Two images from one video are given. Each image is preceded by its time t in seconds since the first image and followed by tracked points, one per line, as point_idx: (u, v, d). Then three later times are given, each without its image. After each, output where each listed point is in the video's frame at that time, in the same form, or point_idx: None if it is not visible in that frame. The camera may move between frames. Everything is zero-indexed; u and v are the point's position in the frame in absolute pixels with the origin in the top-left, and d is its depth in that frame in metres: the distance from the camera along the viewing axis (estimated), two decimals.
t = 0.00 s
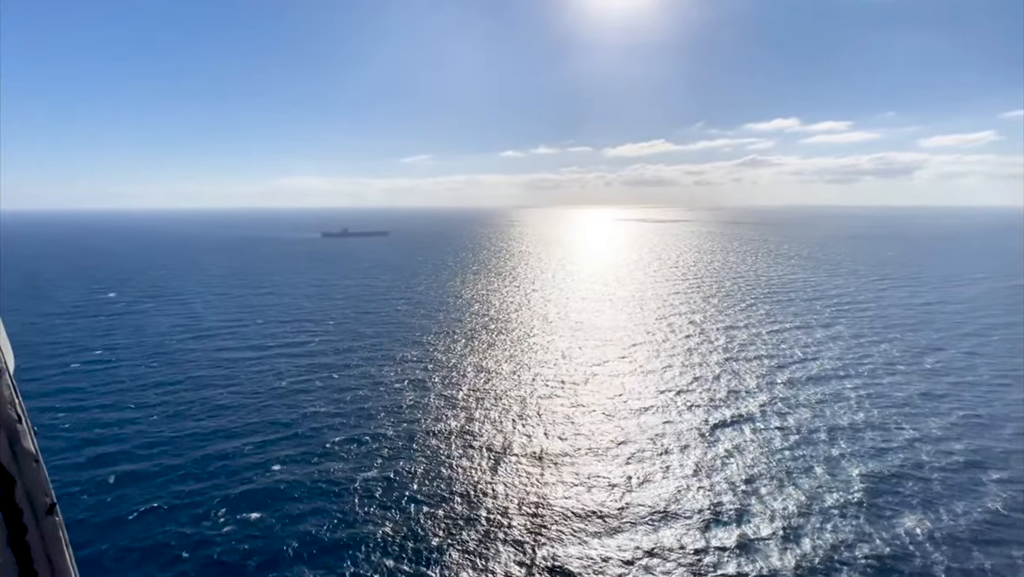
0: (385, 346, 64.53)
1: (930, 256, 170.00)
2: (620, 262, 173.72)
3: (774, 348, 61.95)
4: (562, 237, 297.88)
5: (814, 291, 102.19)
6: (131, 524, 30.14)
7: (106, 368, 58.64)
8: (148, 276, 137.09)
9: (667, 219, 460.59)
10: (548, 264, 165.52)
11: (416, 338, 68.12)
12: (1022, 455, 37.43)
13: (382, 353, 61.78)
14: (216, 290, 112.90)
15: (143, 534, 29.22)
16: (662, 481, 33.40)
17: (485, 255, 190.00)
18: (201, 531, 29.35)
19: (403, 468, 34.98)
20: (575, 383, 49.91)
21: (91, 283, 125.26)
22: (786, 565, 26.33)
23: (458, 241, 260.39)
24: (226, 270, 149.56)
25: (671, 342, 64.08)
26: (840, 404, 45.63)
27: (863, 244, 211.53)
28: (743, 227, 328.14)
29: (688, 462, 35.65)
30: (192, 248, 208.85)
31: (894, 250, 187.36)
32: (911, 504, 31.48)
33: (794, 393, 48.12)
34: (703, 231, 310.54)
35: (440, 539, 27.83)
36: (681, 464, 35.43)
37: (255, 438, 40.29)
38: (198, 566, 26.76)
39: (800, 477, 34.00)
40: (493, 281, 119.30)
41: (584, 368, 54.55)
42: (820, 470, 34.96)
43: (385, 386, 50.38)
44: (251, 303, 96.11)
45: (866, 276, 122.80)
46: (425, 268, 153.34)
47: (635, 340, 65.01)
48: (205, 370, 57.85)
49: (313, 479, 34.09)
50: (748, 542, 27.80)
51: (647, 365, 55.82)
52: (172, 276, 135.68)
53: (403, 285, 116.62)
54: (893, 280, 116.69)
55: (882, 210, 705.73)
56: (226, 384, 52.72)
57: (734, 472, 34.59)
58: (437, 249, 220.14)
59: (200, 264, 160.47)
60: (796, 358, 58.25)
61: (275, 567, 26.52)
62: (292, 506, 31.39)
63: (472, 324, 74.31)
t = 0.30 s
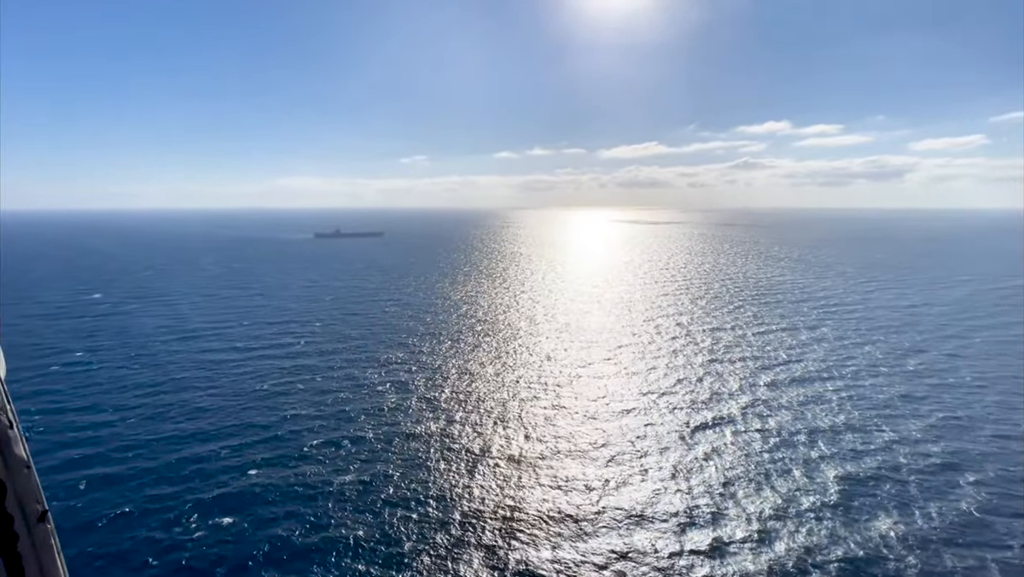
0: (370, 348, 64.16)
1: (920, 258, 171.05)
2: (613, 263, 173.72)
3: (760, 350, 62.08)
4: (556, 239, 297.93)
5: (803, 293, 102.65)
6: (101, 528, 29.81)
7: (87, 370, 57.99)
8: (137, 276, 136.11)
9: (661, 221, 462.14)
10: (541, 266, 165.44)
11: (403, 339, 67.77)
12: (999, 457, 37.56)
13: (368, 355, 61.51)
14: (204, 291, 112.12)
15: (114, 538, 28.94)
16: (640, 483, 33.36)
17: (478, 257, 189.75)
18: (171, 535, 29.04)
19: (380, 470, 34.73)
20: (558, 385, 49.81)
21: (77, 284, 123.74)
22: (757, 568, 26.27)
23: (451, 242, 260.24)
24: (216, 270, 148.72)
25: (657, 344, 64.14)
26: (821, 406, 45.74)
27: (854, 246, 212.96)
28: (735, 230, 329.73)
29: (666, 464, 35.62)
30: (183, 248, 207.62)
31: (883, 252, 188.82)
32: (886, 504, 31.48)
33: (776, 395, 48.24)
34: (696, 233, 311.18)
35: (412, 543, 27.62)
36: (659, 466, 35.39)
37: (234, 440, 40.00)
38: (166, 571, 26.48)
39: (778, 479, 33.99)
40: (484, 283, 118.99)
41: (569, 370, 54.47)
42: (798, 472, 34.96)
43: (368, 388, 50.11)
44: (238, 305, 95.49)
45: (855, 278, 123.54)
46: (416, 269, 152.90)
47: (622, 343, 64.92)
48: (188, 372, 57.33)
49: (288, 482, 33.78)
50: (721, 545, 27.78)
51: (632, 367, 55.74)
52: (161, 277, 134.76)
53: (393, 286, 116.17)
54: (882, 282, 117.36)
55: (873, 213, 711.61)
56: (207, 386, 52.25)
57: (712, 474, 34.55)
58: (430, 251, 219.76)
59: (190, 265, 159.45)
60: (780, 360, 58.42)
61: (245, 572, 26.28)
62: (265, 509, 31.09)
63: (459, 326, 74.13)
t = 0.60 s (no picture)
0: (354, 350, 63.79)
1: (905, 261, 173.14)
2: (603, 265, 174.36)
3: (744, 352, 62.30)
4: (548, 241, 298.88)
5: (788, 295, 103.46)
6: (69, 535, 29.33)
7: (65, 373, 57.24)
8: (122, 278, 135.09)
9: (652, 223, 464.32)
10: (531, 267, 165.51)
11: (388, 342, 67.43)
12: (974, 458, 37.82)
13: (351, 357, 61.15)
14: (189, 293, 111.35)
15: (81, 545, 28.48)
16: (617, 486, 33.25)
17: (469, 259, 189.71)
18: (140, 542, 28.63)
19: (356, 475, 34.42)
20: (540, 387, 49.74)
21: (60, 286, 122.31)
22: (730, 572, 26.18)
23: (442, 244, 260.60)
24: (203, 272, 147.81)
25: (642, 346, 64.25)
26: (801, 408, 45.93)
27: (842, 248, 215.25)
28: (725, 231, 332.29)
29: (644, 467, 35.55)
30: (171, 249, 206.48)
31: (868, 254, 191.22)
32: (860, 504, 31.50)
33: (757, 396, 48.38)
34: (687, 235, 312.96)
35: (384, 548, 27.35)
36: (638, 469, 35.32)
37: (211, 443, 39.57)
38: None
39: (755, 481, 33.94)
40: (473, 285, 118.86)
41: (552, 372, 54.31)
42: (775, 473, 34.96)
43: (350, 391, 49.76)
44: (223, 307, 94.80)
45: (840, 280, 124.74)
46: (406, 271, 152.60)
47: (607, 345, 64.90)
48: (168, 375, 56.72)
49: (262, 487, 33.35)
50: (694, 548, 27.71)
51: (616, 369, 55.73)
52: (146, 278, 133.69)
53: (382, 288, 115.81)
54: (867, 284, 118.43)
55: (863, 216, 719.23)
56: (187, 389, 51.70)
57: (689, 477, 34.47)
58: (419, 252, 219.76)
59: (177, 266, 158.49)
60: (763, 362, 58.68)
61: None
62: (237, 514, 30.68)
63: (445, 328, 73.97)
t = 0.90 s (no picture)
0: (338, 353, 63.33)
1: (890, 261, 175.17)
2: (592, 267, 174.88)
3: (727, 352, 62.55)
4: (539, 242, 300.09)
5: (774, 295, 104.23)
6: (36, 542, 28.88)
7: (43, 377, 56.55)
8: (108, 280, 133.94)
9: (644, 224, 466.76)
10: (521, 269, 165.68)
11: (373, 344, 67.08)
12: (950, 457, 38.03)
13: (335, 359, 60.81)
14: (175, 295, 110.49)
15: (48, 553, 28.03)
16: (594, 489, 33.04)
17: (459, 260, 189.96)
18: (109, 548, 28.23)
19: (331, 479, 34.07)
20: (522, 389, 49.59)
21: (44, 288, 121.02)
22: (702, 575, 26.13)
23: (433, 245, 260.43)
24: (191, 274, 146.80)
25: (628, 348, 64.28)
26: (781, 408, 46.09)
27: (830, 249, 217.09)
28: (716, 233, 334.25)
29: (622, 468, 35.54)
30: (159, 251, 205.14)
31: (854, 255, 193.38)
32: (835, 505, 31.56)
33: (738, 397, 48.51)
34: (676, 236, 315.03)
35: (356, 554, 27.10)
36: (616, 470, 35.25)
37: (188, 448, 39.15)
38: None
39: (732, 482, 33.95)
40: (461, 287, 118.61)
41: (537, 374, 54.17)
42: (752, 475, 34.96)
43: (332, 394, 49.42)
44: (209, 309, 94.10)
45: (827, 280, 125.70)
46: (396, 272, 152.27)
47: (593, 347, 64.81)
48: (148, 378, 56.14)
49: (237, 493, 32.98)
50: (669, 551, 27.61)
51: (599, 371, 55.67)
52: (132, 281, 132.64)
53: (370, 290, 115.36)
54: (852, 284, 119.49)
55: (852, 216, 726.51)
56: (166, 393, 51.16)
57: (667, 478, 34.42)
58: (410, 254, 219.36)
59: (165, 268, 157.44)
60: (746, 362, 58.91)
61: None
62: (209, 520, 30.28)
63: (430, 330, 73.66)
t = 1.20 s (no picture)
0: (322, 355, 62.88)
1: (878, 260, 176.29)
2: (584, 267, 175.00)
3: (712, 352, 62.71)
4: (532, 242, 300.19)
5: (762, 295, 104.64)
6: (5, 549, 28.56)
7: (21, 381, 55.97)
8: (93, 282, 132.56)
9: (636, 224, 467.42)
10: (512, 269, 165.55)
11: (358, 345, 66.80)
12: (928, 455, 38.19)
13: (319, 361, 60.49)
14: (161, 298, 109.51)
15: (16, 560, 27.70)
16: (573, 490, 32.91)
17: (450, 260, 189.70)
18: (78, 554, 27.90)
19: (308, 483, 33.78)
20: (506, 389, 49.39)
21: (28, 291, 119.89)
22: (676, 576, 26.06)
23: (424, 246, 259.66)
24: (177, 275, 145.59)
25: (613, 348, 64.26)
26: (763, 407, 46.21)
27: (819, 248, 218.09)
28: (707, 233, 335.42)
29: (602, 468, 35.49)
30: (146, 253, 203.57)
31: (843, 254, 194.53)
32: (811, 504, 31.61)
33: (721, 396, 48.59)
34: (668, 236, 315.85)
35: (329, 558, 26.89)
36: (596, 471, 35.14)
37: (165, 451, 38.82)
38: None
39: (710, 482, 33.95)
40: (450, 288, 118.28)
41: (521, 374, 54.00)
42: (731, 474, 34.99)
43: (314, 396, 49.13)
44: (194, 311, 93.28)
45: (814, 280, 126.35)
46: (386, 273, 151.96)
47: (579, 347, 64.68)
48: (129, 381, 55.70)
49: (211, 498, 32.68)
50: (643, 552, 27.53)
51: (584, 371, 55.61)
52: (119, 283, 131.69)
53: (359, 291, 114.89)
54: (840, 283, 120.15)
55: (843, 216, 730.39)
56: (146, 396, 50.74)
57: (647, 478, 34.36)
58: (400, 254, 218.54)
59: (152, 270, 156.14)
60: (730, 362, 59.06)
61: None
62: (182, 526, 29.97)
63: (416, 332, 73.31)
